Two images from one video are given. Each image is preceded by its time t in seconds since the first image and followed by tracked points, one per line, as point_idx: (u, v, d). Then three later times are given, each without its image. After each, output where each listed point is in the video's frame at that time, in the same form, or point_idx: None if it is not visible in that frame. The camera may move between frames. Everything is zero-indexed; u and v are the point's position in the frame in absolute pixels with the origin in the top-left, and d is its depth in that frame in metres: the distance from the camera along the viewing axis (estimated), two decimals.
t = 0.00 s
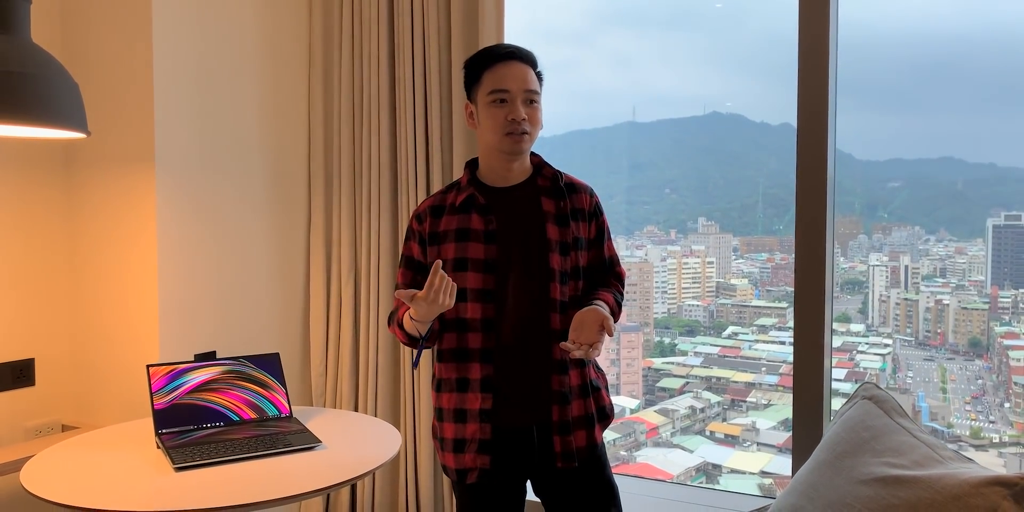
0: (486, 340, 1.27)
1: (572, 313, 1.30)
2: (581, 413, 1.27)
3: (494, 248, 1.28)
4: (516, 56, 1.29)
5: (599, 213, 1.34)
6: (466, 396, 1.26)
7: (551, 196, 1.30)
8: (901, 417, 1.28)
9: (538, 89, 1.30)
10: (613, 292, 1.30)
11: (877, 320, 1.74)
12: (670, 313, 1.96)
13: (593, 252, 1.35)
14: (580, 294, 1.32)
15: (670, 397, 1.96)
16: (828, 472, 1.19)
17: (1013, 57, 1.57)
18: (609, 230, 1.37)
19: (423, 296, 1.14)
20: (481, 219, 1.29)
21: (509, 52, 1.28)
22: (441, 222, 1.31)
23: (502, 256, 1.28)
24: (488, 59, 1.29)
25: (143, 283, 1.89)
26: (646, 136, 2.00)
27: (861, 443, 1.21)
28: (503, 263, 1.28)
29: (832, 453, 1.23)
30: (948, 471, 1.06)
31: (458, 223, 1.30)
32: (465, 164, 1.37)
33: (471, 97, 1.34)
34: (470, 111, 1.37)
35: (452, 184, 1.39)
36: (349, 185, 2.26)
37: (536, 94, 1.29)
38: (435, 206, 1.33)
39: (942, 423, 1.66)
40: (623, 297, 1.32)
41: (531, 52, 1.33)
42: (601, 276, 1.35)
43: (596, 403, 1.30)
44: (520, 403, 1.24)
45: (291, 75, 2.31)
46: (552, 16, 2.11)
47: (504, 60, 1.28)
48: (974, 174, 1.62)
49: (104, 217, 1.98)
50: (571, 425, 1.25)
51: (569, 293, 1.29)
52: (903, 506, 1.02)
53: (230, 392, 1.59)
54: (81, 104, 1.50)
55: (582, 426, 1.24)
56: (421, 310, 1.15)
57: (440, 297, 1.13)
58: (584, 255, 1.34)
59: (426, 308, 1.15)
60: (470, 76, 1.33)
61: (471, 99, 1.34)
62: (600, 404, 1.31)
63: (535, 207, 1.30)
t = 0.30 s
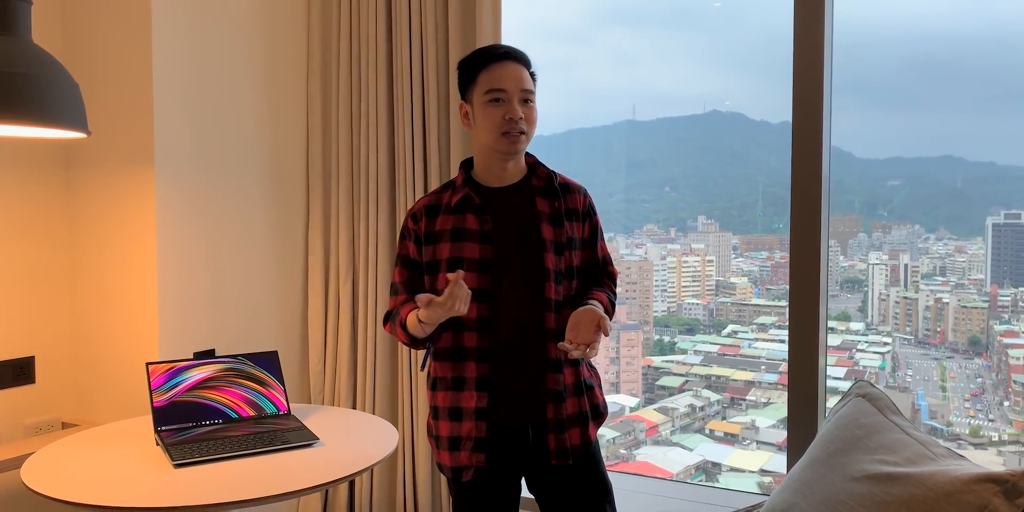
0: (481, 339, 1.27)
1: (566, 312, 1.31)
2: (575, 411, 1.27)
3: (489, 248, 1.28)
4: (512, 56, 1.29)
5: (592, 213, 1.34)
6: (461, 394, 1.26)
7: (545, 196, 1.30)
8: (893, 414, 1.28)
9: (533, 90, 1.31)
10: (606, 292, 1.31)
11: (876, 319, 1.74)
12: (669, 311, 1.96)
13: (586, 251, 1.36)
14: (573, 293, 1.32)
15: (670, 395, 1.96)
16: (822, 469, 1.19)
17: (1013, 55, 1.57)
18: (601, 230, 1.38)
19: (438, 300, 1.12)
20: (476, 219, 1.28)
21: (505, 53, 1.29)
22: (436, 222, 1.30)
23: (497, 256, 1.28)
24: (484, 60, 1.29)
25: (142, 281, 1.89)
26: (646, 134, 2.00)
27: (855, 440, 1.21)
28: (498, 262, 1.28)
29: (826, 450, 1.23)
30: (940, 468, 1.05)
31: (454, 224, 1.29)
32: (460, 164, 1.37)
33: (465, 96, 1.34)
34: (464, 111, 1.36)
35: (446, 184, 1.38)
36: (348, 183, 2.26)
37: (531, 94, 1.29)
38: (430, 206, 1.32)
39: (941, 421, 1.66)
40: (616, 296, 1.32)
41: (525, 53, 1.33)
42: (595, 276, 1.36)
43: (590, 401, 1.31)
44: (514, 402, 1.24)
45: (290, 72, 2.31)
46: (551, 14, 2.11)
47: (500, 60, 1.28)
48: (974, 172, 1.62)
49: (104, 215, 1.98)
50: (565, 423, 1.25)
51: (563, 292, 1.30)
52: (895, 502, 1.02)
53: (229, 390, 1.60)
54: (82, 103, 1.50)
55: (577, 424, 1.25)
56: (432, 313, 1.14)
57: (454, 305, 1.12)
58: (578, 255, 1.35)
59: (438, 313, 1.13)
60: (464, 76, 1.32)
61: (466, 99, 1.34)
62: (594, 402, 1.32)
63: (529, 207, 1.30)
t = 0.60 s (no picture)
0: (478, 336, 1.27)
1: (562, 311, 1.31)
2: (570, 410, 1.28)
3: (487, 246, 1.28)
4: (505, 55, 1.29)
5: (590, 213, 1.35)
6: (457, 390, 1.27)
7: (543, 196, 1.31)
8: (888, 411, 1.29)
9: (529, 88, 1.30)
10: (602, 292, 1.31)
11: (877, 318, 1.74)
12: (669, 310, 1.97)
13: (584, 251, 1.36)
14: (570, 293, 1.33)
15: (670, 394, 1.97)
16: (818, 466, 1.19)
17: (1014, 53, 1.57)
18: (599, 229, 1.38)
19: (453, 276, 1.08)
20: (475, 217, 1.28)
21: (499, 52, 1.29)
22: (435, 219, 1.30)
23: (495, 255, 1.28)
24: (478, 60, 1.30)
25: (143, 279, 1.90)
26: (646, 132, 2.00)
27: (851, 438, 1.21)
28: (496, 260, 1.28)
29: (823, 447, 1.24)
30: (935, 465, 1.06)
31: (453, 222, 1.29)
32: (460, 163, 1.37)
33: (462, 97, 1.35)
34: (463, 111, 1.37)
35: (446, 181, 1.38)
36: (348, 182, 2.26)
37: (524, 91, 1.29)
38: (430, 203, 1.32)
39: (942, 420, 1.66)
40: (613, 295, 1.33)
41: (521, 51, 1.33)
42: (592, 275, 1.36)
43: (586, 400, 1.31)
44: (509, 399, 1.24)
45: (290, 71, 2.31)
46: (551, 13, 2.11)
47: (494, 60, 1.29)
48: (974, 171, 1.62)
49: (106, 214, 1.98)
50: (560, 421, 1.25)
51: (560, 291, 1.30)
52: (891, 499, 1.02)
53: (229, 388, 1.60)
54: (86, 103, 1.50)
55: (572, 423, 1.25)
56: (444, 287, 1.10)
57: (466, 285, 1.08)
58: (575, 254, 1.35)
59: (449, 289, 1.09)
60: (462, 76, 1.33)
61: (464, 99, 1.35)
62: (591, 401, 1.32)
63: (527, 207, 1.30)
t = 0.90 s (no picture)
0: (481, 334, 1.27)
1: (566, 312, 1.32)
2: (574, 410, 1.28)
3: (491, 244, 1.28)
4: (522, 54, 1.29)
5: (595, 215, 1.36)
6: (459, 388, 1.26)
7: (549, 196, 1.31)
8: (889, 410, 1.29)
9: (542, 88, 1.31)
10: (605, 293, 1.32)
11: (879, 317, 1.74)
12: (672, 309, 1.97)
13: (588, 253, 1.37)
14: (573, 294, 1.33)
15: (672, 393, 1.97)
16: (819, 464, 1.19)
17: (1017, 53, 1.57)
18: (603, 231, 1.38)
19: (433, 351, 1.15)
20: (480, 215, 1.29)
21: (514, 51, 1.29)
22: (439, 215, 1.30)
23: (499, 253, 1.28)
24: (494, 56, 1.29)
25: (147, 277, 1.91)
26: (648, 131, 2.00)
27: (852, 436, 1.21)
28: (500, 259, 1.28)
29: (823, 445, 1.24)
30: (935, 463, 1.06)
31: (457, 219, 1.29)
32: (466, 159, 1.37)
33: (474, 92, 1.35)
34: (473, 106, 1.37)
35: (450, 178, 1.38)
36: (351, 181, 2.27)
37: (538, 92, 1.29)
38: (434, 199, 1.32)
39: (944, 419, 1.66)
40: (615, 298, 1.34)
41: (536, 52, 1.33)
42: (594, 277, 1.37)
43: (589, 401, 1.32)
44: (512, 398, 1.25)
45: (294, 70, 2.32)
46: (554, 12, 2.12)
47: (509, 58, 1.29)
48: (977, 170, 1.62)
49: (110, 213, 1.99)
50: (563, 421, 1.26)
51: (564, 292, 1.31)
52: (891, 497, 1.03)
53: (233, 385, 1.61)
54: (91, 102, 1.51)
55: (575, 423, 1.25)
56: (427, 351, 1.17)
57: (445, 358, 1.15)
58: (579, 256, 1.36)
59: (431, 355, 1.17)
60: (475, 71, 1.33)
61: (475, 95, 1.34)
62: (593, 402, 1.33)
63: (533, 207, 1.31)
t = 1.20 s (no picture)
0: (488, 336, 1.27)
1: (571, 313, 1.32)
2: (581, 411, 1.27)
3: (497, 246, 1.28)
4: (526, 55, 1.30)
5: (600, 215, 1.35)
6: (466, 389, 1.26)
7: (554, 197, 1.31)
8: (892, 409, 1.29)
9: (546, 88, 1.31)
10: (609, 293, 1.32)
11: (883, 316, 1.74)
12: (675, 309, 1.97)
13: (593, 252, 1.37)
14: (579, 294, 1.33)
15: (676, 392, 1.97)
16: (819, 464, 1.19)
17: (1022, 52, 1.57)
18: (609, 231, 1.38)
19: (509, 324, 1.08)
20: (485, 217, 1.29)
21: (519, 51, 1.30)
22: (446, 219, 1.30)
23: (505, 255, 1.28)
24: (499, 57, 1.30)
25: (152, 276, 1.91)
26: (652, 131, 2.00)
27: (853, 435, 1.21)
28: (505, 260, 1.28)
29: (824, 444, 1.24)
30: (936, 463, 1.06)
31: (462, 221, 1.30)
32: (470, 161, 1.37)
33: (478, 92, 1.35)
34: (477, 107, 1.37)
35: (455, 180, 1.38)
36: (355, 180, 2.28)
37: (543, 92, 1.30)
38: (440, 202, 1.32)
39: (948, 419, 1.66)
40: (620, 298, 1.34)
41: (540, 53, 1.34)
42: (600, 277, 1.37)
43: (596, 401, 1.31)
44: (518, 399, 1.25)
45: (298, 69, 2.32)
46: (557, 11, 2.12)
47: (514, 58, 1.29)
48: (981, 170, 1.62)
49: (115, 212, 2.00)
50: (569, 422, 1.26)
51: (569, 292, 1.31)
52: (892, 496, 1.03)
53: (237, 384, 1.61)
54: (97, 101, 1.52)
55: (581, 424, 1.25)
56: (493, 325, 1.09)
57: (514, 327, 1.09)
58: (585, 256, 1.35)
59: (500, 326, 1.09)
60: (479, 72, 1.33)
61: (479, 95, 1.35)
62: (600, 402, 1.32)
63: (537, 207, 1.31)
